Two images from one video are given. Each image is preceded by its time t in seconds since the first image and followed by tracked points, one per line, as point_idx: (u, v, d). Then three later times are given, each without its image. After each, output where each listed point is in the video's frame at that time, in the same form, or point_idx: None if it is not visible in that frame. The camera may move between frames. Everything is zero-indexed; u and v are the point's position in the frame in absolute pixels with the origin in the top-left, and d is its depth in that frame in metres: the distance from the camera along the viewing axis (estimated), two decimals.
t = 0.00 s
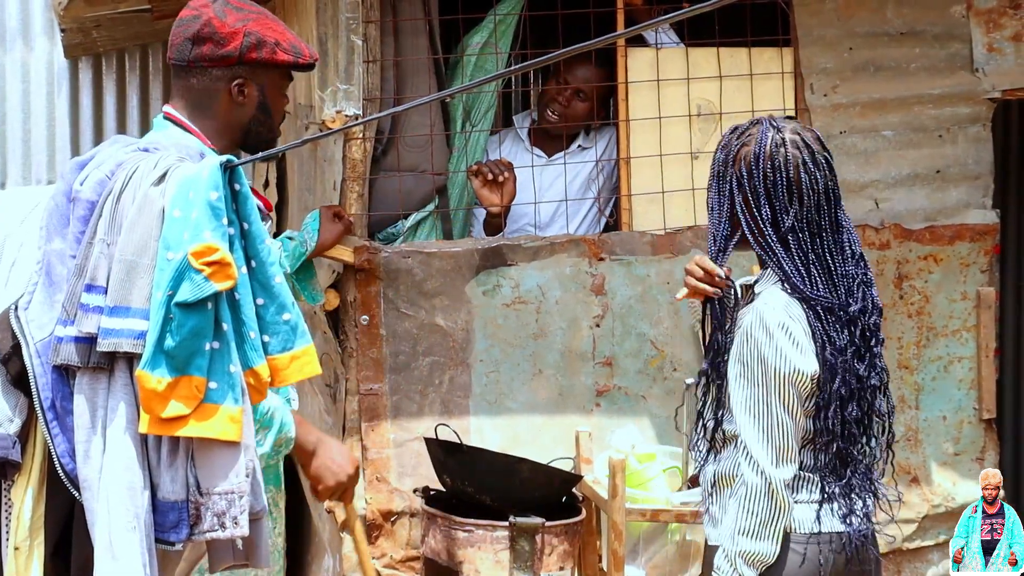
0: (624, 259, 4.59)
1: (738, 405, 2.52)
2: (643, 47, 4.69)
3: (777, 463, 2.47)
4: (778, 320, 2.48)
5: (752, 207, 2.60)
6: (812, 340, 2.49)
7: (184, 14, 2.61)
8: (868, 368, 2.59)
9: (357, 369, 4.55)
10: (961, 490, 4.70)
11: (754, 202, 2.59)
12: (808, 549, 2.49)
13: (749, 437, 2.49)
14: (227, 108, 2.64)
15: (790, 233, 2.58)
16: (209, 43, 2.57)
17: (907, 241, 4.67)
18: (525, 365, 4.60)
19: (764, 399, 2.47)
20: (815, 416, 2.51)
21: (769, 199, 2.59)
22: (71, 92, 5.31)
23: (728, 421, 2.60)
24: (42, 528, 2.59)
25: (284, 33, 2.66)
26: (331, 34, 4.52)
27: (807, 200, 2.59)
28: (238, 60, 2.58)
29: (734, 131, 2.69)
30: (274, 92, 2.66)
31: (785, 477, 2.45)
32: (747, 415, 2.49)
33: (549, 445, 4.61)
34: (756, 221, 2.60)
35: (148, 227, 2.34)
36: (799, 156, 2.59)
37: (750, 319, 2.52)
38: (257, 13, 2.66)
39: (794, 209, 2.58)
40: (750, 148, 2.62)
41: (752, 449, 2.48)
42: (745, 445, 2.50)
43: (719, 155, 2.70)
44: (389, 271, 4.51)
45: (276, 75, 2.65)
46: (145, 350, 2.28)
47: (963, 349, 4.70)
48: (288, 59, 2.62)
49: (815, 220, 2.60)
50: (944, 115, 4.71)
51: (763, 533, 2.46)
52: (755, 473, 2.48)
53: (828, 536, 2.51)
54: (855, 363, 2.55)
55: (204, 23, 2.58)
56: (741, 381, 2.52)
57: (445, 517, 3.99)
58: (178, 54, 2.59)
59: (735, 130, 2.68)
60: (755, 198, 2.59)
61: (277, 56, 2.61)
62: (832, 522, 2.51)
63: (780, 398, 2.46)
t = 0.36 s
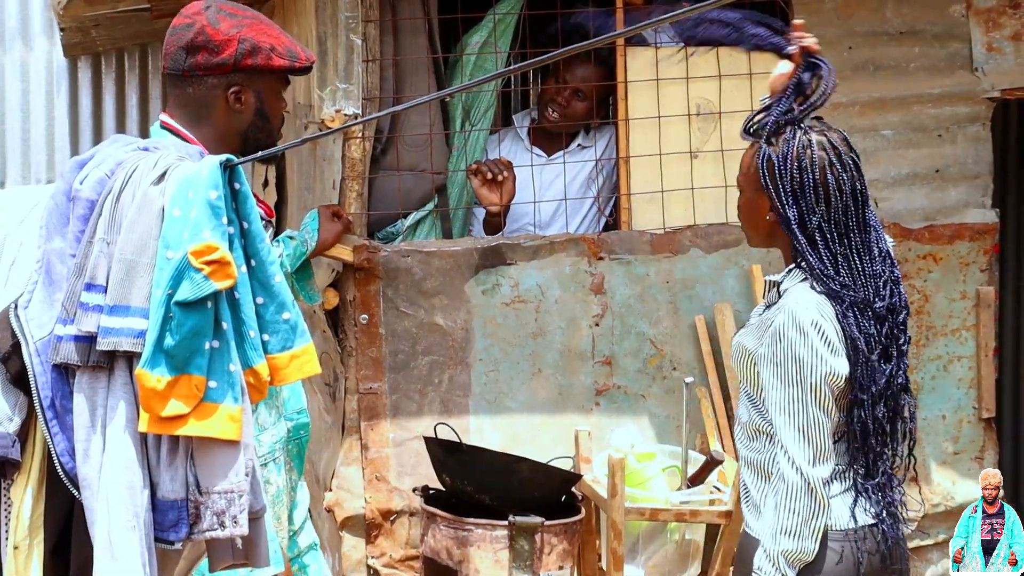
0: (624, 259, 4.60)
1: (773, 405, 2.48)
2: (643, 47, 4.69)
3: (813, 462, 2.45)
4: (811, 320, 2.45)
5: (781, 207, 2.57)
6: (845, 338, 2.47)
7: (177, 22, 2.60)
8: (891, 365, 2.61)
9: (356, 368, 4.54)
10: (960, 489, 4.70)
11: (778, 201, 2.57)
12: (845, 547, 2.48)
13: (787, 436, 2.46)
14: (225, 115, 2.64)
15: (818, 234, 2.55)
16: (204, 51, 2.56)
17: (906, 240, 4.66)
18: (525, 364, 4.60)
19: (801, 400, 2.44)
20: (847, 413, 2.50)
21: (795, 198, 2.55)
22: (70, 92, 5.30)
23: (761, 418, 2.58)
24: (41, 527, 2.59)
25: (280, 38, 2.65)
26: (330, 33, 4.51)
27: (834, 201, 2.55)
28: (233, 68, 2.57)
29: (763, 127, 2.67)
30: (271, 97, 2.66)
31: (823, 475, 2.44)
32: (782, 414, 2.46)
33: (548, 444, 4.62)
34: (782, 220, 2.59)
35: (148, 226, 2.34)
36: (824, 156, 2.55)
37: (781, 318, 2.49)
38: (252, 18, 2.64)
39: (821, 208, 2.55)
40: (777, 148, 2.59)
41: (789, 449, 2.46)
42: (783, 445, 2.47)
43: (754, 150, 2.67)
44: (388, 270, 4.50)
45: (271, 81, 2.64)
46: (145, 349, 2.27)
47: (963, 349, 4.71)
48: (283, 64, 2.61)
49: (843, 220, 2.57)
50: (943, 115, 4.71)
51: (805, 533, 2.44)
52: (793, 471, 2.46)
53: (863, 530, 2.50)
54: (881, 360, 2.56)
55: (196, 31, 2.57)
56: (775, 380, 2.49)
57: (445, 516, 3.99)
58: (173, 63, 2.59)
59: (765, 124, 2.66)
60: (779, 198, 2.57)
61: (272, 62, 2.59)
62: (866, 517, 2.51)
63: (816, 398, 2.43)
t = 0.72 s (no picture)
0: (622, 259, 4.61)
1: (779, 403, 2.43)
2: (642, 46, 4.70)
3: (823, 458, 2.38)
4: (808, 312, 2.41)
5: (799, 213, 2.51)
6: (848, 330, 2.41)
7: (183, 20, 2.60)
8: (906, 377, 2.50)
9: (355, 368, 4.55)
10: (960, 489, 4.72)
11: (797, 210, 2.50)
12: (870, 553, 2.41)
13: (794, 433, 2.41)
14: (233, 113, 2.65)
15: (834, 245, 2.49)
16: (210, 49, 2.56)
17: (905, 240, 4.68)
18: (524, 364, 4.60)
19: (804, 395, 2.39)
20: (855, 417, 2.43)
21: (814, 208, 2.50)
22: (69, 92, 5.29)
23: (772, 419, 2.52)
24: (42, 526, 2.59)
25: (287, 33, 2.64)
26: (329, 33, 4.51)
27: (853, 213, 2.50)
28: (241, 65, 2.57)
29: (783, 128, 2.58)
30: (280, 95, 2.66)
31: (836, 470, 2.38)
32: (788, 410, 2.41)
33: (547, 444, 4.62)
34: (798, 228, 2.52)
35: (148, 226, 2.34)
36: (846, 170, 2.49)
37: (780, 315, 2.45)
38: (258, 14, 2.64)
39: (840, 222, 2.50)
40: (802, 153, 2.52)
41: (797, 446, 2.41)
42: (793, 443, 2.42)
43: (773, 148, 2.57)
44: (387, 270, 4.51)
45: (279, 78, 2.65)
46: (146, 349, 2.27)
47: (962, 349, 4.71)
48: (291, 61, 2.60)
49: (859, 232, 2.52)
50: (942, 114, 4.71)
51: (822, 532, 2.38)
52: (805, 468, 2.40)
53: (886, 533, 2.41)
54: (893, 373, 2.46)
55: (203, 29, 2.57)
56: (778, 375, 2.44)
57: (444, 515, 3.99)
58: (179, 62, 2.59)
59: (785, 125, 2.58)
60: (799, 205, 2.50)
61: (280, 58, 2.59)
62: (890, 520, 2.42)
63: (820, 391, 2.38)
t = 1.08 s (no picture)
0: (622, 258, 4.61)
1: (786, 404, 2.41)
2: (642, 46, 4.71)
3: (828, 460, 2.37)
4: (818, 315, 2.39)
5: (803, 210, 2.49)
6: (857, 334, 2.40)
7: (195, 22, 2.58)
8: (906, 376, 2.51)
9: (355, 367, 4.55)
10: (959, 489, 4.73)
11: (801, 207, 2.49)
12: (865, 551, 2.41)
13: (800, 434, 2.38)
14: (245, 115, 2.65)
15: (838, 242, 2.48)
16: (223, 53, 2.56)
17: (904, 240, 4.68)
18: (523, 364, 4.60)
19: (813, 397, 2.37)
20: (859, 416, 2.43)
21: (818, 204, 2.48)
22: (69, 91, 5.29)
23: (775, 421, 2.50)
24: (42, 526, 2.60)
25: (300, 37, 2.64)
26: (329, 32, 4.51)
27: (856, 210, 2.48)
28: (255, 69, 2.57)
29: (783, 126, 2.58)
30: (292, 98, 2.66)
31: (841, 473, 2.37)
32: (795, 412, 2.39)
33: (547, 444, 4.62)
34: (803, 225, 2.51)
35: (147, 226, 2.34)
36: (848, 164, 2.48)
37: (790, 316, 2.43)
38: (271, 16, 2.62)
39: (844, 217, 2.48)
40: (804, 149, 2.50)
41: (802, 447, 2.39)
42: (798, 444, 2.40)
43: (776, 145, 2.57)
44: (387, 270, 4.52)
45: (293, 80, 2.64)
46: (146, 349, 2.27)
47: (961, 349, 4.72)
48: (303, 65, 2.60)
49: (864, 230, 2.50)
50: (942, 114, 4.71)
51: (824, 532, 2.37)
52: (809, 469, 2.38)
53: (881, 532, 2.42)
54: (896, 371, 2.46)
55: (217, 31, 2.55)
56: (787, 376, 2.41)
57: (443, 515, 3.99)
58: (192, 64, 2.59)
59: (785, 124, 2.57)
60: (802, 201, 2.49)
61: (293, 63, 2.59)
62: (886, 520, 2.43)
63: (828, 394, 2.36)
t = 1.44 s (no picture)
0: (623, 258, 4.61)
1: (778, 403, 2.41)
2: (643, 46, 4.71)
3: (819, 458, 2.37)
4: (812, 314, 2.39)
5: (799, 209, 2.49)
6: (850, 334, 2.40)
7: (198, 21, 2.58)
8: (899, 377, 2.50)
9: (355, 366, 4.55)
10: (960, 489, 4.72)
11: (798, 206, 2.48)
12: (856, 548, 2.40)
13: (791, 432, 2.39)
14: (247, 115, 2.65)
15: (834, 242, 2.47)
16: (227, 52, 2.56)
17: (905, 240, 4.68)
18: (524, 363, 4.60)
19: (806, 396, 2.37)
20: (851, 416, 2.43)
21: (815, 203, 2.47)
22: (70, 90, 5.29)
23: (767, 419, 2.49)
24: (42, 525, 2.60)
25: (302, 35, 2.64)
26: (330, 31, 4.51)
27: (853, 209, 2.48)
28: (258, 68, 2.58)
29: (782, 125, 2.57)
30: (295, 96, 2.66)
31: (832, 472, 2.37)
32: (788, 411, 2.39)
33: (548, 443, 4.62)
34: (799, 224, 2.50)
35: (148, 225, 2.34)
36: (845, 163, 2.47)
37: (784, 314, 2.43)
38: (273, 15, 2.63)
39: (840, 216, 2.48)
40: (802, 148, 2.50)
41: (793, 445, 2.39)
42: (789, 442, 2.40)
43: (774, 145, 2.56)
44: (388, 269, 4.52)
45: (296, 79, 2.65)
46: (146, 348, 2.27)
47: (963, 348, 4.72)
48: (306, 63, 2.61)
49: (860, 229, 2.49)
50: (943, 114, 4.71)
51: (814, 529, 2.37)
52: (801, 467, 2.38)
53: (872, 532, 2.42)
54: (888, 370, 2.46)
55: (219, 31, 2.56)
56: (780, 374, 2.42)
57: (445, 514, 3.99)
58: (195, 64, 2.59)
59: (783, 123, 2.56)
60: (799, 200, 2.48)
61: (296, 61, 2.59)
62: (876, 519, 2.42)
63: (821, 394, 2.36)
